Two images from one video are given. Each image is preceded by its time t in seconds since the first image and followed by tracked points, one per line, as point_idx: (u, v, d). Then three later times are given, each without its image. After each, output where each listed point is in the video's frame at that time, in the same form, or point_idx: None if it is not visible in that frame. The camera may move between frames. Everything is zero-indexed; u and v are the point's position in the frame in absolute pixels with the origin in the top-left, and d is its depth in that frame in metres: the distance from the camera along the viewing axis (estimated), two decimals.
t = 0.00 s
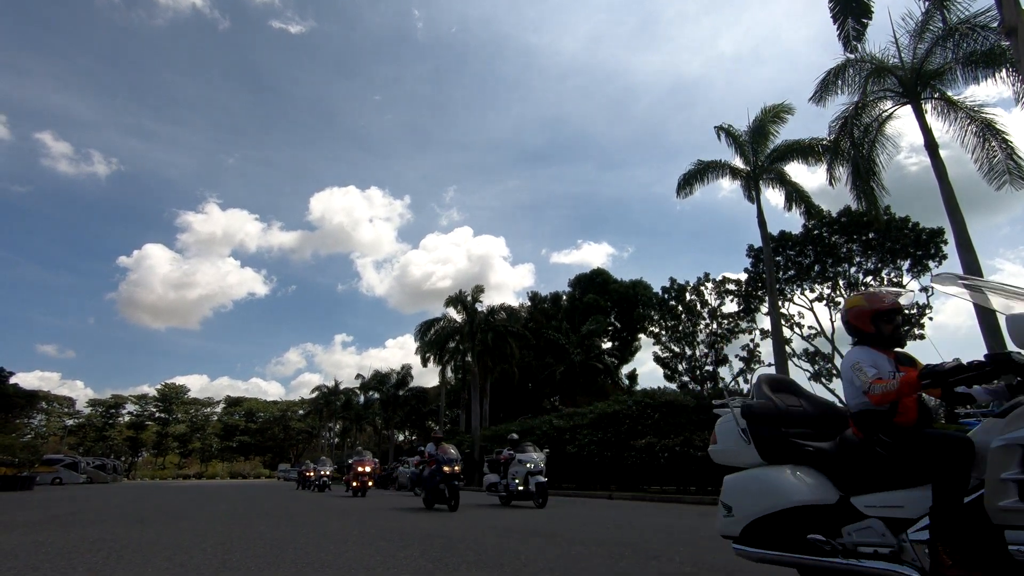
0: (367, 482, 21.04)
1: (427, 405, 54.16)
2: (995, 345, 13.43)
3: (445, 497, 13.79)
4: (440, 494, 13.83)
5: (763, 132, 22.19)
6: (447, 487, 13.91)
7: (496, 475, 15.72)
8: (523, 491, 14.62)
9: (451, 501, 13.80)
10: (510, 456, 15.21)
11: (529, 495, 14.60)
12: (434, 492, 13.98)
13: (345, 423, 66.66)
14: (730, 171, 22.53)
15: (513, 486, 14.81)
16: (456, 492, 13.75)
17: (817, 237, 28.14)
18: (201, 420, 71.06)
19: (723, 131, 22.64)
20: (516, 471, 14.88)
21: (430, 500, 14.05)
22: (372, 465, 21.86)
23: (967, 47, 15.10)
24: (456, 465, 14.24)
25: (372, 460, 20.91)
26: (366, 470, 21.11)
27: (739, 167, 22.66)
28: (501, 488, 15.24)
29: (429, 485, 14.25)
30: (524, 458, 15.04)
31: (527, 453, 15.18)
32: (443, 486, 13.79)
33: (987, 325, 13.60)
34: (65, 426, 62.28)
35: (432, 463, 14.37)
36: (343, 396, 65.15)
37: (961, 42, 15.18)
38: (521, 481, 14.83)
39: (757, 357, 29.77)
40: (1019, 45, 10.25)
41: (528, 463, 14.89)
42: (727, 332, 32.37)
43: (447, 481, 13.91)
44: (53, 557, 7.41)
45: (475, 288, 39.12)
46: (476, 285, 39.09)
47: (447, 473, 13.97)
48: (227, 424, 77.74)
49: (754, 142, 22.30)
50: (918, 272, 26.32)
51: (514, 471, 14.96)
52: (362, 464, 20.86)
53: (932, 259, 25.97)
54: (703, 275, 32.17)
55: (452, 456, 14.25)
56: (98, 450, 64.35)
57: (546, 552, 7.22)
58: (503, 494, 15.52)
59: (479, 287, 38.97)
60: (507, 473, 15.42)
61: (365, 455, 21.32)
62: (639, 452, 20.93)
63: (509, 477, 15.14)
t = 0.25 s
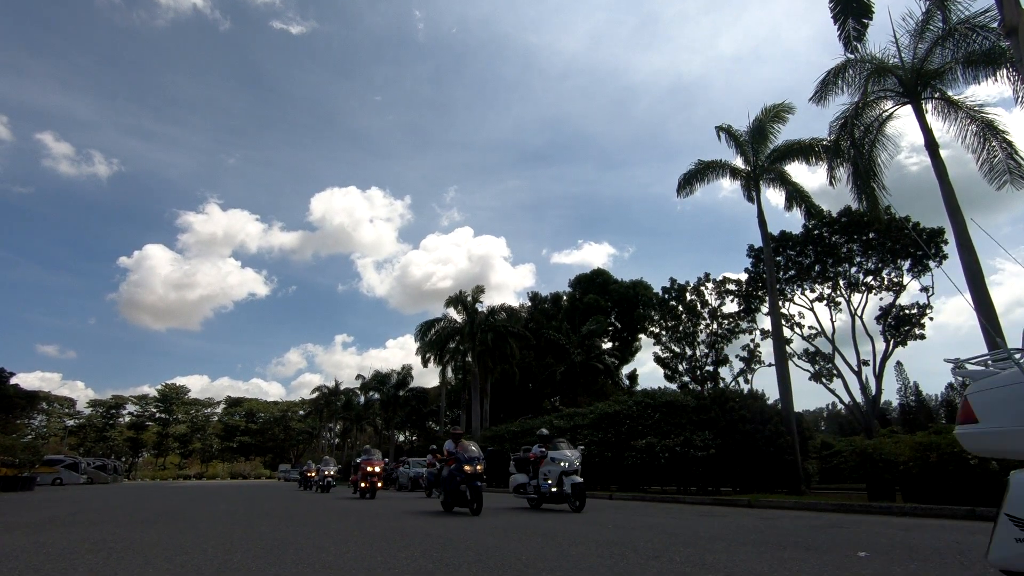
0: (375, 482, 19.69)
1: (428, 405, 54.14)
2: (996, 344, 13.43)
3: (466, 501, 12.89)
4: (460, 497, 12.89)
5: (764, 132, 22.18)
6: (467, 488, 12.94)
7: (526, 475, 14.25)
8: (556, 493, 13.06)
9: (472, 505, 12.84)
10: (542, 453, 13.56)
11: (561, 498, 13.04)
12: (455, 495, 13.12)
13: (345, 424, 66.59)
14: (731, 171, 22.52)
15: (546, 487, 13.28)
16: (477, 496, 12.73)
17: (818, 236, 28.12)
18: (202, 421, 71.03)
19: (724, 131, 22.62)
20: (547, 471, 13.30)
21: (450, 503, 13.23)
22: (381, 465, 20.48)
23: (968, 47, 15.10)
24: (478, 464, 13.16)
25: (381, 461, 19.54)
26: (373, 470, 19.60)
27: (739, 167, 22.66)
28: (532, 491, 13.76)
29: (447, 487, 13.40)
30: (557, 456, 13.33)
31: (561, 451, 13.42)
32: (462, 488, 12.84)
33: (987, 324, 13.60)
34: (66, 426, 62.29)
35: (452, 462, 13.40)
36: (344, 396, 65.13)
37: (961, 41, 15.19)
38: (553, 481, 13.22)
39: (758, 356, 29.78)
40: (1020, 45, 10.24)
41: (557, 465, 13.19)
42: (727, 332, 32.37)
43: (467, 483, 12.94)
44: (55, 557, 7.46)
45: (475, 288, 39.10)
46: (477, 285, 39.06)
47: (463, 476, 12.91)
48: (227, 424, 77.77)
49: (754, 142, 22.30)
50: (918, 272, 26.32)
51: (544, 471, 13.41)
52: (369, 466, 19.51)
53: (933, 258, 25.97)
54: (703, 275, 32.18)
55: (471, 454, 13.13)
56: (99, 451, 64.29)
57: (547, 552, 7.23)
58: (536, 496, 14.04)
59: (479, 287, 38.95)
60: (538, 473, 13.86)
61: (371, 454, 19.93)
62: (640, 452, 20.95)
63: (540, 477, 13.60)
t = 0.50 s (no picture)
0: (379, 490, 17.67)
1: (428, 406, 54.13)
2: (996, 344, 13.42)
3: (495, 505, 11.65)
4: (486, 500, 11.51)
5: (764, 132, 22.17)
6: (495, 490, 11.55)
7: (563, 475, 12.81)
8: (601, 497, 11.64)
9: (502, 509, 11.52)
10: (585, 451, 12.11)
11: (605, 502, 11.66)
12: (481, 498, 11.78)
13: (346, 424, 66.57)
14: (731, 172, 22.52)
15: (588, 490, 11.86)
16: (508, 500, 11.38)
17: (819, 237, 28.10)
18: (202, 421, 71.03)
19: (725, 131, 22.60)
20: (590, 470, 11.88)
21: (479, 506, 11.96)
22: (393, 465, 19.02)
23: (968, 47, 15.10)
24: (507, 463, 11.67)
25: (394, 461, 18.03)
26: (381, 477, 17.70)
27: (740, 167, 22.67)
28: (572, 492, 12.36)
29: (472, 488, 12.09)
30: (601, 453, 11.85)
31: (606, 447, 11.92)
32: (488, 490, 11.51)
33: (988, 325, 13.60)
34: (67, 427, 62.31)
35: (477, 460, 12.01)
36: (344, 397, 65.11)
37: (962, 42, 15.18)
38: (597, 482, 11.82)
39: (758, 357, 29.80)
40: (1021, 45, 10.23)
41: (601, 464, 11.78)
42: (728, 332, 32.37)
43: (495, 484, 11.55)
44: (59, 556, 7.52)
45: (476, 288, 39.10)
46: (477, 286, 39.07)
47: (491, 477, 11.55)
48: (228, 425, 77.79)
49: (754, 143, 22.30)
50: (919, 272, 26.31)
51: (586, 470, 12.00)
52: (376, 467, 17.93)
53: (934, 259, 25.94)
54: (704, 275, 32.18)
55: (500, 452, 11.71)
56: (99, 451, 64.28)
57: (548, 551, 7.26)
58: (576, 499, 12.61)
59: (480, 287, 38.94)
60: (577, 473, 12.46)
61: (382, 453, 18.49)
62: (641, 453, 20.94)
63: (582, 477, 12.18)
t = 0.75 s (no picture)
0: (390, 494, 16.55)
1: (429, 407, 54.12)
2: (998, 344, 13.39)
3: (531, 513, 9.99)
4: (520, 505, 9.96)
5: (765, 133, 22.15)
6: (530, 495, 9.93)
7: (613, 476, 11.28)
8: (664, 501, 9.98)
9: (539, 517, 9.89)
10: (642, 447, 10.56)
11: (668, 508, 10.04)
12: (514, 503, 10.25)
13: (347, 425, 66.55)
14: (732, 173, 22.51)
15: (648, 493, 10.25)
16: (545, 504, 9.76)
17: (819, 237, 28.07)
18: (203, 422, 71.04)
19: (725, 132, 22.59)
20: (650, 470, 10.27)
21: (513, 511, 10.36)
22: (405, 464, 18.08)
23: (969, 48, 15.10)
24: (543, 462, 10.04)
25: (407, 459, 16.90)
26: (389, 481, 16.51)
27: (741, 168, 22.66)
28: (624, 496, 10.79)
29: (503, 492, 10.55)
30: (663, 451, 10.24)
31: (667, 443, 10.35)
32: (522, 493, 9.92)
33: (990, 325, 13.57)
34: (68, 428, 62.34)
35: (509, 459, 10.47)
36: (345, 398, 65.09)
37: (963, 42, 15.17)
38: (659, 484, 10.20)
39: (759, 358, 29.77)
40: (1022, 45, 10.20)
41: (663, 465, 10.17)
42: (729, 333, 32.35)
43: (530, 486, 9.94)
44: (61, 557, 7.55)
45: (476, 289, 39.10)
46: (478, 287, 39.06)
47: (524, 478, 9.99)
48: (229, 426, 77.81)
49: (755, 144, 22.29)
50: (920, 273, 26.28)
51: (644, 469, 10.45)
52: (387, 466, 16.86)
53: (935, 260, 25.91)
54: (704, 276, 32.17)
55: (533, 449, 10.19)
56: (100, 452, 64.31)
57: (549, 552, 7.27)
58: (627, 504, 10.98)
59: (480, 288, 38.92)
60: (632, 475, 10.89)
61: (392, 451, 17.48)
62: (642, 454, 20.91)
63: (638, 478, 10.64)
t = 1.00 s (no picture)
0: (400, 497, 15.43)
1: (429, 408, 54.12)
2: (999, 345, 13.38)
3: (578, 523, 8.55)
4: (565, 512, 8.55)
5: (765, 134, 22.14)
6: (577, 499, 8.50)
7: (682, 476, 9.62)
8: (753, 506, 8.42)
9: (587, 527, 8.47)
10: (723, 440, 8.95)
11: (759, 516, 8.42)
12: (558, 508, 8.80)
13: (347, 426, 66.52)
14: (732, 174, 22.50)
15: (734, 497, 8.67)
16: (596, 514, 8.36)
17: (820, 238, 28.07)
18: (204, 423, 71.03)
19: (725, 134, 22.60)
20: (735, 468, 8.67)
21: (554, 519, 8.93)
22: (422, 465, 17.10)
23: (969, 48, 15.10)
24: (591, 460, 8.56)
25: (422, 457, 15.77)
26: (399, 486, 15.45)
27: (741, 169, 22.65)
28: (696, 500, 9.19)
29: (542, 495, 9.12)
30: (752, 445, 8.67)
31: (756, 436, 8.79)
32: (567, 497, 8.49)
33: (991, 326, 13.55)
34: (68, 429, 62.31)
35: (549, 457, 8.98)
36: (346, 399, 65.05)
37: (963, 42, 15.17)
38: (746, 485, 8.57)
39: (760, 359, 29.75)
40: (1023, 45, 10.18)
41: (752, 463, 8.51)
42: (729, 334, 32.34)
43: (576, 489, 8.49)
44: (62, 558, 7.53)
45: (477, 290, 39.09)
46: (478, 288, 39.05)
47: (572, 481, 8.54)
48: (229, 427, 77.78)
49: (755, 145, 22.29)
50: (921, 274, 26.27)
51: (727, 468, 8.79)
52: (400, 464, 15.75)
53: (935, 260, 25.89)
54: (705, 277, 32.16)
55: (578, 445, 8.78)
56: (101, 453, 64.27)
57: (550, 554, 7.26)
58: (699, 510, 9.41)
59: (481, 289, 38.91)
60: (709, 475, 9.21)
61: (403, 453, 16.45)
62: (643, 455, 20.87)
63: (715, 478, 9.04)
